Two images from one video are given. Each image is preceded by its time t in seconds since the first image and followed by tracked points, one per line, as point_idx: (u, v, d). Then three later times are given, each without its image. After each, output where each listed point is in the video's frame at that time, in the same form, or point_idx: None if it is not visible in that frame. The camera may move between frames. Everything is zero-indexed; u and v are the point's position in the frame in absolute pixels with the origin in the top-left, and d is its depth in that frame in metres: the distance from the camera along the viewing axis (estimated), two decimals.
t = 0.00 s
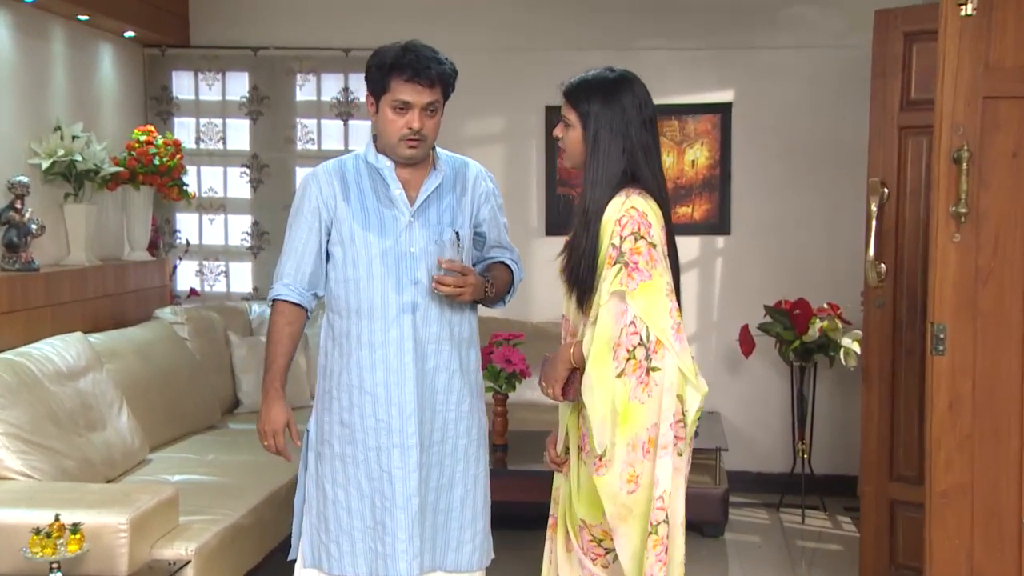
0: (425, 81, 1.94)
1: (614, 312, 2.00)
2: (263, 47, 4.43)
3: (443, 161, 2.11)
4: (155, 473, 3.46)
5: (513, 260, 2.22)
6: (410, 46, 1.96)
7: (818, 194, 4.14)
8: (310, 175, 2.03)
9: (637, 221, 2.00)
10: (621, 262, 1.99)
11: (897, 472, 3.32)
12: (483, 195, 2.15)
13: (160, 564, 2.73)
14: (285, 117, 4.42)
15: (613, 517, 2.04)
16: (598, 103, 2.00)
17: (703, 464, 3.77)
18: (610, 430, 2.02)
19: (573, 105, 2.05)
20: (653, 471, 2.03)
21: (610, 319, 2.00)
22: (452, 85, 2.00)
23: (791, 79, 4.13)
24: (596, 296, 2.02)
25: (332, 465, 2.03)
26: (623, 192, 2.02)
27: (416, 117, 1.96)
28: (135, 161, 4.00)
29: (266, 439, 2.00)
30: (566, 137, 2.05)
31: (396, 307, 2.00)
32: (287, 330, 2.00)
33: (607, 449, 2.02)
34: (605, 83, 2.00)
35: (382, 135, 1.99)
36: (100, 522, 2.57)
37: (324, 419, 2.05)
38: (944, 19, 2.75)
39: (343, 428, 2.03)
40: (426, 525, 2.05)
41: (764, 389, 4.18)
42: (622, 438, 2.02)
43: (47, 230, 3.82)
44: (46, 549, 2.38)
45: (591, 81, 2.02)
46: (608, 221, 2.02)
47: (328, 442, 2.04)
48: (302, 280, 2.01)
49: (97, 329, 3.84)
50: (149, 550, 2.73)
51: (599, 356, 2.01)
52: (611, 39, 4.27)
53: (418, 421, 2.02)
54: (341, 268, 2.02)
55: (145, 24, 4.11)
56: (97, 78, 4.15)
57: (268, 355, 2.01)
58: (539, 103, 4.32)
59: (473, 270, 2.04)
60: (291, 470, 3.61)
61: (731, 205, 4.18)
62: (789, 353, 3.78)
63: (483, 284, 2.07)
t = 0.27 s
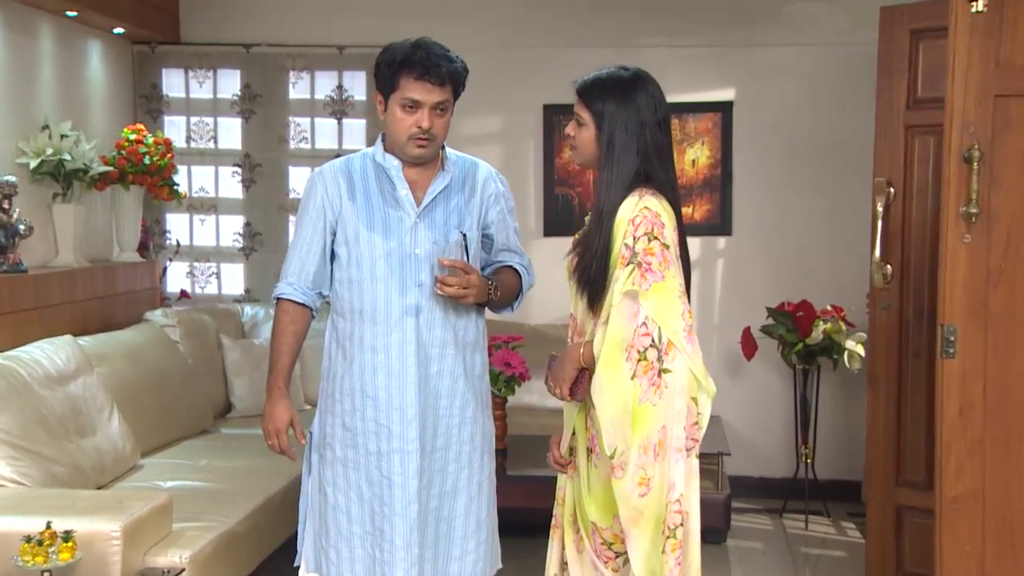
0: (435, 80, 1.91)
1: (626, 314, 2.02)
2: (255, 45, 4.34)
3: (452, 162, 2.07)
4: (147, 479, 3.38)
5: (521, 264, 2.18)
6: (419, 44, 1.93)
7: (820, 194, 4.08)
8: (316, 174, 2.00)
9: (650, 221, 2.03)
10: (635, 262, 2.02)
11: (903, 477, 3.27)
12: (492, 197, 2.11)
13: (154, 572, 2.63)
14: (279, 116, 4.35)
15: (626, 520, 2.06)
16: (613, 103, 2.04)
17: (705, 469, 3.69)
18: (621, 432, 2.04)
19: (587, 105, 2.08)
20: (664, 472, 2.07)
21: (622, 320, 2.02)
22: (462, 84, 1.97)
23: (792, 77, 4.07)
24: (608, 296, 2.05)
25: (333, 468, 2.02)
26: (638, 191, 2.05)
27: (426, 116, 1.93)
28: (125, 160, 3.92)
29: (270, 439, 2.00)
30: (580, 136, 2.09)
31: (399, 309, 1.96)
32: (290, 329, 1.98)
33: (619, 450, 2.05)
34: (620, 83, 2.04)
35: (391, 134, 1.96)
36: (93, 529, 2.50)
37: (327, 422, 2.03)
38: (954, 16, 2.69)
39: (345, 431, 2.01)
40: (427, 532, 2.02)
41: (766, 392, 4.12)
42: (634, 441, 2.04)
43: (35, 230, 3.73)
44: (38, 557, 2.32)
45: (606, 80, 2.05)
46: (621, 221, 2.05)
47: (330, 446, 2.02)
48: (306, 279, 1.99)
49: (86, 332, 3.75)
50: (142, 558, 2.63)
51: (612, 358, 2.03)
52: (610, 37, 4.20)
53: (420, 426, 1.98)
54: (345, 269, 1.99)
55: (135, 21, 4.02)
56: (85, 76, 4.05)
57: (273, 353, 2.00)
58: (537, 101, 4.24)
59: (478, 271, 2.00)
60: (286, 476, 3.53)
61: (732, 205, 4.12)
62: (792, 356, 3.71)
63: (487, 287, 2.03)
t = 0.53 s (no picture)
0: (448, 81, 1.86)
1: (646, 319, 2.02)
2: (246, 42, 4.24)
3: (461, 165, 2.02)
4: (138, 487, 3.27)
5: (529, 271, 2.13)
6: (433, 43, 1.88)
7: (823, 195, 4.00)
8: (322, 173, 1.97)
9: (669, 225, 2.04)
10: (655, 267, 2.03)
11: (912, 484, 3.19)
12: (502, 202, 2.06)
13: None
14: (271, 116, 4.24)
15: (650, 527, 2.06)
16: (624, 107, 2.04)
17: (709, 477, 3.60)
18: (643, 438, 2.04)
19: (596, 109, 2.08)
20: (687, 479, 2.05)
21: (642, 326, 2.02)
22: (476, 85, 1.92)
23: (794, 76, 3.99)
24: (627, 302, 2.05)
25: (332, 475, 1.97)
26: (657, 195, 2.07)
27: (437, 118, 1.88)
28: (112, 160, 3.81)
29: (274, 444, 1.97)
30: (591, 141, 2.09)
31: (404, 316, 1.92)
32: (292, 332, 1.96)
33: (641, 457, 2.04)
34: (630, 86, 2.04)
35: (401, 135, 1.91)
36: (83, 540, 2.37)
37: (327, 428, 1.99)
38: (968, 14, 2.61)
39: (346, 438, 1.96)
40: (428, 545, 1.97)
41: (769, 396, 4.03)
42: (655, 447, 2.04)
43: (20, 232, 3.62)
44: (27, 569, 2.16)
45: (614, 84, 2.05)
46: (639, 226, 2.05)
47: (329, 452, 1.97)
48: (310, 281, 1.97)
49: (73, 336, 3.63)
50: (134, 570, 2.51)
51: (633, 364, 2.03)
52: (609, 35, 4.11)
53: (422, 436, 1.94)
54: (350, 272, 1.96)
55: (123, 17, 3.91)
56: (71, 75, 3.93)
57: (274, 356, 1.98)
58: (535, 100, 4.14)
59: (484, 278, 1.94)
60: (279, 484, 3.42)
61: (733, 207, 4.03)
62: (796, 360, 3.62)
63: (493, 294, 1.97)
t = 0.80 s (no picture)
0: (459, 86, 1.79)
1: (672, 326, 2.04)
2: (238, 41, 4.07)
3: (467, 169, 1.96)
4: (129, 496, 3.17)
5: (532, 278, 2.07)
6: (442, 45, 1.81)
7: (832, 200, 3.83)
8: (323, 173, 1.89)
9: (689, 230, 2.06)
10: (679, 273, 2.04)
11: (921, 493, 3.14)
12: (507, 208, 2.00)
13: None
14: (264, 116, 4.07)
15: (685, 534, 2.07)
16: (638, 111, 2.05)
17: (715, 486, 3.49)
18: (674, 446, 2.06)
19: (608, 112, 2.09)
20: (717, 484, 2.07)
21: (668, 333, 2.03)
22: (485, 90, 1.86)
23: (801, 73, 3.82)
24: (651, 309, 2.06)
25: (327, 485, 1.89)
26: (672, 199, 2.08)
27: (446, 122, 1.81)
28: (101, 161, 3.71)
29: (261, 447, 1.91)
30: (602, 144, 2.09)
31: (408, 325, 1.85)
32: (285, 336, 1.88)
33: (675, 465, 2.06)
34: (644, 89, 2.05)
35: (407, 138, 1.84)
36: (75, 550, 2.24)
37: (323, 437, 1.91)
38: (981, 13, 2.52)
39: (343, 447, 1.88)
40: (430, 559, 1.90)
41: (775, 410, 3.82)
42: (686, 454, 2.05)
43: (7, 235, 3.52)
44: None
45: (626, 87, 2.06)
46: (659, 232, 2.06)
47: (325, 461, 1.89)
48: (307, 283, 1.88)
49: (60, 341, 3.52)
50: None
51: (661, 372, 2.04)
52: (610, 34, 3.93)
53: (425, 448, 1.86)
54: (349, 277, 1.88)
55: (112, 14, 3.77)
56: (59, 74, 3.79)
57: (262, 359, 1.90)
58: (533, 100, 3.95)
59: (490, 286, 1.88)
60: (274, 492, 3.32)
61: (737, 210, 3.85)
62: (801, 365, 3.54)
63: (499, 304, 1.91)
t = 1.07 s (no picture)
0: (454, 85, 1.73)
1: (679, 329, 1.98)
2: (229, 38, 3.95)
3: (464, 168, 1.89)
4: (121, 504, 3.08)
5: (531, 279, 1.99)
6: (436, 43, 1.74)
7: (837, 203, 3.70)
8: (316, 176, 1.80)
9: (696, 231, 2.00)
10: (687, 275, 1.98)
11: (930, 500, 3.08)
12: (506, 208, 1.94)
13: None
14: (255, 116, 3.96)
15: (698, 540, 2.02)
16: (650, 109, 2.00)
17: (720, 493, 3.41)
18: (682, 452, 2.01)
19: (618, 107, 2.03)
20: (727, 490, 2.01)
21: (676, 336, 1.98)
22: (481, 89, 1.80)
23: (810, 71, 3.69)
24: (657, 311, 1.98)
25: (327, 498, 1.81)
26: (681, 199, 2.02)
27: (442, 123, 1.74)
28: (90, 162, 3.61)
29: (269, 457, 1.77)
30: (610, 140, 2.04)
31: (410, 331, 1.78)
32: (283, 345, 1.76)
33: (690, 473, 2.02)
34: (656, 87, 2.00)
35: (402, 140, 1.77)
36: (68, 560, 2.12)
37: (321, 447, 1.82)
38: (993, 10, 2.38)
39: (345, 459, 1.80)
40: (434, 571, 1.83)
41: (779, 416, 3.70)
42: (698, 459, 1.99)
43: None
44: None
45: (639, 83, 2.01)
46: (666, 232, 2.00)
47: (324, 473, 1.81)
48: (303, 290, 1.78)
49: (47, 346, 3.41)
50: None
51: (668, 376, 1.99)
52: (609, 32, 3.82)
53: (430, 457, 1.79)
54: (346, 282, 1.79)
55: (100, 12, 3.65)
56: (47, 73, 3.67)
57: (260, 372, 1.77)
58: (531, 100, 3.85)
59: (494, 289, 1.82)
60: (269, 501, 3.23)
61: (739, 211, 3.73)
62: (805, 370, 3.46)
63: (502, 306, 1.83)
